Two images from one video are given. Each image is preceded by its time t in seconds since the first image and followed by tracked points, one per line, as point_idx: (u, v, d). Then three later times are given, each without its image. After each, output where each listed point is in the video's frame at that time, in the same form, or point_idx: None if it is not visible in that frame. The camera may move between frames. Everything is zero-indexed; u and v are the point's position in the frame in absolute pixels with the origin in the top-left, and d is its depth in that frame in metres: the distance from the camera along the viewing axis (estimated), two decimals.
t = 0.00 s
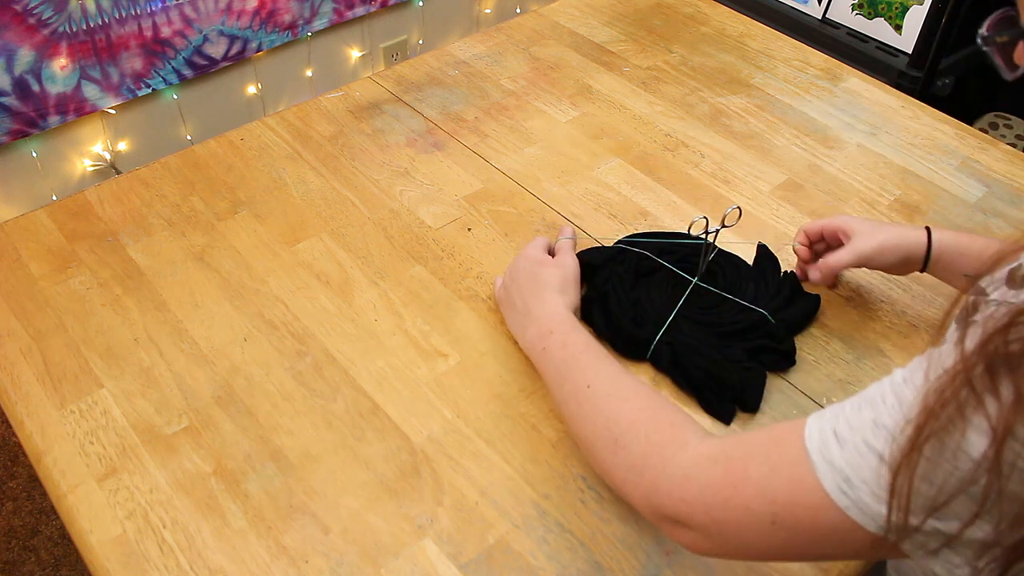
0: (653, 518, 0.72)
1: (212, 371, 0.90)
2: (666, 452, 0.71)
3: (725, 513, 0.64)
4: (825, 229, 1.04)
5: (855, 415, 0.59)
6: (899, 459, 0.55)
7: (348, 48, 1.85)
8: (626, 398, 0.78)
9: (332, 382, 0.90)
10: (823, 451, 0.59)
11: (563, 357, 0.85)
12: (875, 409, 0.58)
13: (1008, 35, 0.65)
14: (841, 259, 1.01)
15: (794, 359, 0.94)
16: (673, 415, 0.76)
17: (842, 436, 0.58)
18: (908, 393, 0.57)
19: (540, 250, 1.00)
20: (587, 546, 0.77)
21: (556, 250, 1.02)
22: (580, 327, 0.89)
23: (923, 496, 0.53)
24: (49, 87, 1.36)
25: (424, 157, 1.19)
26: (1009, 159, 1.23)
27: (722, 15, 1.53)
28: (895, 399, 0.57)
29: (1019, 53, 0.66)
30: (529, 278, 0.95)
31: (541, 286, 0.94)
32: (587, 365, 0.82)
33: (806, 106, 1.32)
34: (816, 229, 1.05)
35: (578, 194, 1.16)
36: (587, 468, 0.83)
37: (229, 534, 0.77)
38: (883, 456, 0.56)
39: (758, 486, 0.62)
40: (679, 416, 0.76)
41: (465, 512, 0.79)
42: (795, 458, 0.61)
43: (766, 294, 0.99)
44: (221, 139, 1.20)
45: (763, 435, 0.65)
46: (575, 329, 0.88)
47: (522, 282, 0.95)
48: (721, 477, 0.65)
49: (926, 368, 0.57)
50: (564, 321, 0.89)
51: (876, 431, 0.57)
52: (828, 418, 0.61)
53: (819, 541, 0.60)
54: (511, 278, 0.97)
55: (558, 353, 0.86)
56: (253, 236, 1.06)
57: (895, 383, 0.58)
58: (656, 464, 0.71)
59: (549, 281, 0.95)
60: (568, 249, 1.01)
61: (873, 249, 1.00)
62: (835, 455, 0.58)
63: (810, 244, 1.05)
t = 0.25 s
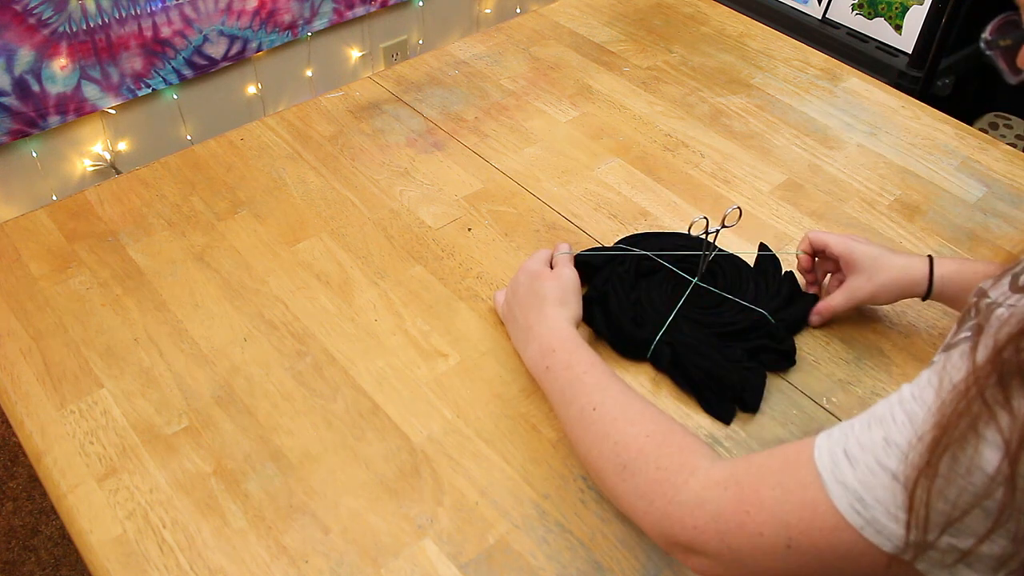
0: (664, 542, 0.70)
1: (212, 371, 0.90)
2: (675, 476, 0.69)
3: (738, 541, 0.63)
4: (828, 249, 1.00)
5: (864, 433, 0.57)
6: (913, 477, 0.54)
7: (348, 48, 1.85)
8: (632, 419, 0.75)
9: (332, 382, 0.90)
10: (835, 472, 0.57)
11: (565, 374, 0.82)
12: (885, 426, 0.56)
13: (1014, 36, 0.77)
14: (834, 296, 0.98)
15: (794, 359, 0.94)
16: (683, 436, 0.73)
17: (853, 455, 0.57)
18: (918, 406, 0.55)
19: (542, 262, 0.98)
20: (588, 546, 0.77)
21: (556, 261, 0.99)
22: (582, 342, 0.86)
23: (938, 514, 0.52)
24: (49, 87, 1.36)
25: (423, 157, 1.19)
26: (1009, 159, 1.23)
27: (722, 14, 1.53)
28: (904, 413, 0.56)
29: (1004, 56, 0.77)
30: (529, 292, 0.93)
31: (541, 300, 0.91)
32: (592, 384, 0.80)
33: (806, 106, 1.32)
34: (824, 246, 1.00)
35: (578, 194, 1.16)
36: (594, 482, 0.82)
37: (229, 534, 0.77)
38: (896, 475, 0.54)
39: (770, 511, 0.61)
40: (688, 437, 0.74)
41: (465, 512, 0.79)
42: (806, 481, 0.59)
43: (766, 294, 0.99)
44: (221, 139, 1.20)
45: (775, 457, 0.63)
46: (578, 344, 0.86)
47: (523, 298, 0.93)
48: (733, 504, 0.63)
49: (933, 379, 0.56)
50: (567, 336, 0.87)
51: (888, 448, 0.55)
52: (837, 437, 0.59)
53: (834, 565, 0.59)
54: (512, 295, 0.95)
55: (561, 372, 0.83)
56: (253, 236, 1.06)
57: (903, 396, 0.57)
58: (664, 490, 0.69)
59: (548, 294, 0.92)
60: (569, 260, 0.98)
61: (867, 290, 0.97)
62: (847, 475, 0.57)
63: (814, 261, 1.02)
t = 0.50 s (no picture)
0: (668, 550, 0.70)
1: (212, 371, 0.90)
2: (680, 487, 0.69)
3: (745, 551, 0.62)
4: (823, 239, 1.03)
5: (871, 441, 0.56)
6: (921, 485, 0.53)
7: (348, 48, 1.85)
8: (638, 428, 0.75)
9: (332, 381, 0.90)
10: (841, 481, 0.56)
11: (570, 380, 0.82)
12: (892, 435, 0.55)
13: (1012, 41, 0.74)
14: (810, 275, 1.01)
15: (794, 358, 0.94)
16: (689, 445, 0.73)
17: (860, 463, 0.56)
18: (924, 413, 0.54)
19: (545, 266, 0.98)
20: (588, 546, 0.77)
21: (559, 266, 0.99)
22: (585, 346, 0.86)
23: (949, 522, 0.52)
24: (49, 87, 1.36)
25: (423, 157, 1.19)
26: (1009, 159, 1.23)
27: (722, 15, 1.53)
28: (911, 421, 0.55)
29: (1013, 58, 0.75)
30: (532, 296, 0.93)
31: (545, 303, 0.91)
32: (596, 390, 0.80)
33: (806, 106, 1.32)
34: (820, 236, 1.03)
35: (578, 194, 1.16)
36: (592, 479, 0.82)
37: (229, 534, 0.77)
38: (904, 483, 0.53)
39: (778, 523, 0.60)
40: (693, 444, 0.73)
41: (465, 512, 0.79)
42: (813, 492, 0.58)
43: (764, 293, 0.99)
44: (221, 139, 1.20)
45: (781, 466, 0.62)
46: (582, 349, 0.85)
47: (527, 301, 0.93)
48: (739, 515, 0.63)
49: (940, 383, 0.54)
50: (571, 341, 0.87)
51: (896, 457, 0.54)
52: (842, 443, 0.58)
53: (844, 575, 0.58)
54: (516, 298, 0.95)
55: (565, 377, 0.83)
56: (253, 236, 1.06)
57: (910, 403, 0.56)
58: (669, 500, 0.69)
59: (552, 298, 0.92)
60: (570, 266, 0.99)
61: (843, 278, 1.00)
62: (855, 485, 0.56)
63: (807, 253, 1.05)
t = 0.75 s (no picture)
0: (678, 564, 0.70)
1: (212, 371, 0.90)
2: (687, 502, 0.69)
3: (757, 571, 0.63)
4: (826, 246, 1.03)
5: (879, 457, 0.57)
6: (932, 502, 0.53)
7: (348, 48, 1.85)
8: (641, 444, 0.75)
9: (332, 381, 0.90)
10: (851, 498, 0.57)
11: (570, 396, 0.81)
12: (900, 451, 0.56)
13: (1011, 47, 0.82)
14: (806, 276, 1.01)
15: (793, 357, 0.95)
16: (692, 459, 0.74)
17: (869, 481, 0.56)
18: (931, 428, 0.55)
19: (541, 279, 0.96)
20: (588, 547, 0.77)
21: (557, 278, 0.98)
22: (584, 360, 0.85)
23: (962, 535, 0.52)
24: (49, 87, 1.36)
25: (423, 157, 1.19)
26: (1010, 159, 1.23)
27: (722, 14, 1.53)
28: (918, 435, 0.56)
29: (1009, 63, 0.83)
30: (529, 310, 0.92)
31: (542, 318, 0.90)
32: (597, 405, 0.79)
33: (806, 106, 1.32)
34: (824, 243, 1.03)
35: (578, 194, 1.16)
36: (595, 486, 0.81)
37: (229, 534, 0.77)
38: (914, 501, 0.54)
39: (788, 542, 0.60)
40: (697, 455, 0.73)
41: (465, 512, 0.79)
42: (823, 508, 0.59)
43: (762, 289, 0.99)
44: (221, 139, 1.20)
45: (788, 485, 0.63)
46: (581, 363, 0.85)
47: (523, 316, 0.92)
48: (749, 537, 0.63)
49: (948, 399, 0.55)
50: (569, 356, 0.86)
51: (905, 473, 0.55)
52: (850, 460, 0.59)
53: None
54: (512, 312, 0.93)
55: (565, 393, 0.82)
56: (253, 236, 1.06)
57: (916, 418, 0.56)
58: (676, 515, 0.69)
59: (549, 313, 0.91)
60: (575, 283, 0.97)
61: (841, 282, 0.99)
62: (864, 501, 0.56)
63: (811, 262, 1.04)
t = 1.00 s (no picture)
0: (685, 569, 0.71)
1: (212, 371, 0.90)
2: (691, 507, 0.69)
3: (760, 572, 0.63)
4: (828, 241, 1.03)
5: (886, 464, 0.56)
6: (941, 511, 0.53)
7: (348, 48, 1.85)
8: (644, 446, 0.75)
9: (332, 381, 0.90)
10: (858, 504, 0.57)
11: (572, 399, 0.81)
12: (908, 458, 0.55)
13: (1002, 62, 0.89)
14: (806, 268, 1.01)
15: (793, 357, 0.95)
16: (695, 461, 0.73)
17: (877, 488, 0.56)
18: (940, 436, 0.54)
19: (542, 279, 0.96)
20: (588, 546, 0.77)
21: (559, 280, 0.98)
22: (586, 361, 0.85)
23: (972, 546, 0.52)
24: (49, 87, 1.36)
25: (423, 157, 1.19)
26: (1010, 159, 1.23)
27: (722, 14, 1.53)
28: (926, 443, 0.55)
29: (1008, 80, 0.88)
30: (529, 311, 0.91)
31: (542, 318, 0.90)
32: (599, 408, 0.79)
33: (806, 106, 1.32)
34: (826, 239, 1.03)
35: (578, 194, 1.16)
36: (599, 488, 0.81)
37: (229, 534, 0.77)
38: (923, 510, 0.54)
39: (792, 544, 0.60)
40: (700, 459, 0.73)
41: (465, 512, 0.79)
42: (826, 512, 0.59)
43: (762, 288, 1.00)
44: (221, 139, 1.20)
45: (788, 487, 0.63)
46: (582, 364, 0.84)
47: (523, 316, 0.91)
48: (751, 538, 0.63)
49: (956, 407, 0.55)
50: (569, 357, 0.85)
51: (914, 482, 0.55)
52: (857, 465, 0.59)
53: None
54: (512, 313, 0.93)
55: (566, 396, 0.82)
56: (253, 236, 1.06)
57: (924, 425, 0.56)
58: (680, 522, 0.69)
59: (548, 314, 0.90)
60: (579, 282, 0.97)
61: (841, 277, 0.99)
62: (872, 508, 0.56)
63: (811, 255, 1.04)
